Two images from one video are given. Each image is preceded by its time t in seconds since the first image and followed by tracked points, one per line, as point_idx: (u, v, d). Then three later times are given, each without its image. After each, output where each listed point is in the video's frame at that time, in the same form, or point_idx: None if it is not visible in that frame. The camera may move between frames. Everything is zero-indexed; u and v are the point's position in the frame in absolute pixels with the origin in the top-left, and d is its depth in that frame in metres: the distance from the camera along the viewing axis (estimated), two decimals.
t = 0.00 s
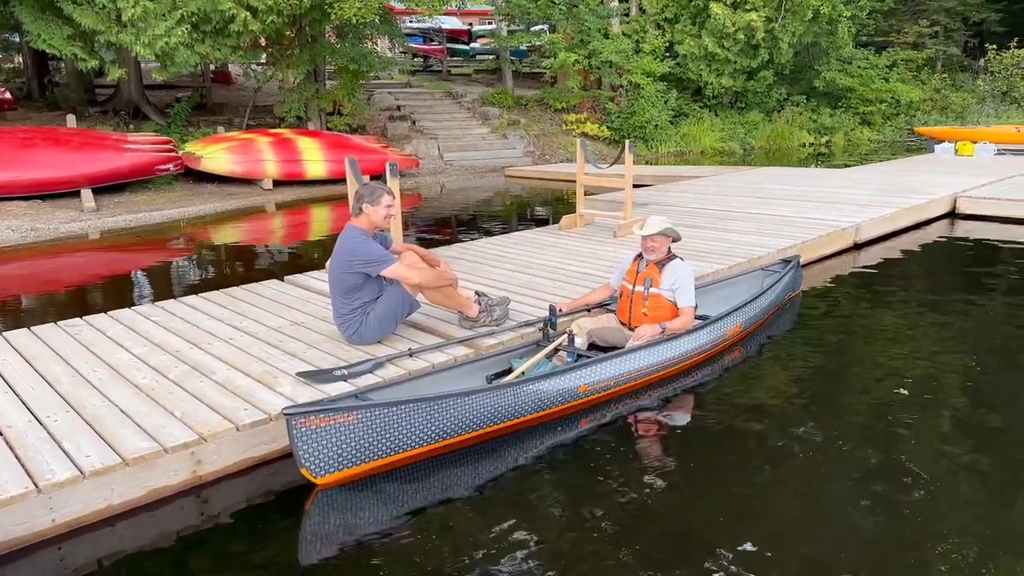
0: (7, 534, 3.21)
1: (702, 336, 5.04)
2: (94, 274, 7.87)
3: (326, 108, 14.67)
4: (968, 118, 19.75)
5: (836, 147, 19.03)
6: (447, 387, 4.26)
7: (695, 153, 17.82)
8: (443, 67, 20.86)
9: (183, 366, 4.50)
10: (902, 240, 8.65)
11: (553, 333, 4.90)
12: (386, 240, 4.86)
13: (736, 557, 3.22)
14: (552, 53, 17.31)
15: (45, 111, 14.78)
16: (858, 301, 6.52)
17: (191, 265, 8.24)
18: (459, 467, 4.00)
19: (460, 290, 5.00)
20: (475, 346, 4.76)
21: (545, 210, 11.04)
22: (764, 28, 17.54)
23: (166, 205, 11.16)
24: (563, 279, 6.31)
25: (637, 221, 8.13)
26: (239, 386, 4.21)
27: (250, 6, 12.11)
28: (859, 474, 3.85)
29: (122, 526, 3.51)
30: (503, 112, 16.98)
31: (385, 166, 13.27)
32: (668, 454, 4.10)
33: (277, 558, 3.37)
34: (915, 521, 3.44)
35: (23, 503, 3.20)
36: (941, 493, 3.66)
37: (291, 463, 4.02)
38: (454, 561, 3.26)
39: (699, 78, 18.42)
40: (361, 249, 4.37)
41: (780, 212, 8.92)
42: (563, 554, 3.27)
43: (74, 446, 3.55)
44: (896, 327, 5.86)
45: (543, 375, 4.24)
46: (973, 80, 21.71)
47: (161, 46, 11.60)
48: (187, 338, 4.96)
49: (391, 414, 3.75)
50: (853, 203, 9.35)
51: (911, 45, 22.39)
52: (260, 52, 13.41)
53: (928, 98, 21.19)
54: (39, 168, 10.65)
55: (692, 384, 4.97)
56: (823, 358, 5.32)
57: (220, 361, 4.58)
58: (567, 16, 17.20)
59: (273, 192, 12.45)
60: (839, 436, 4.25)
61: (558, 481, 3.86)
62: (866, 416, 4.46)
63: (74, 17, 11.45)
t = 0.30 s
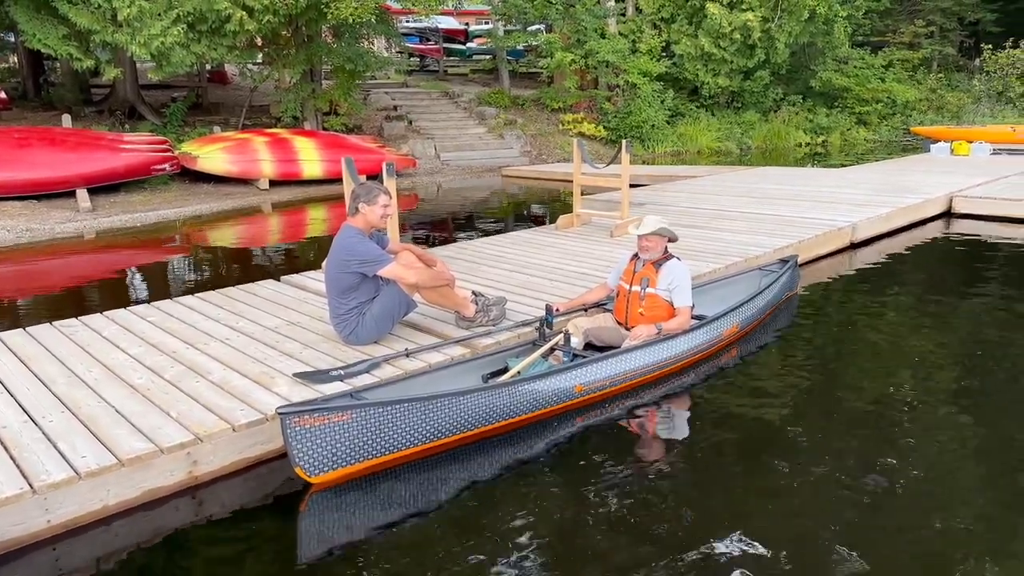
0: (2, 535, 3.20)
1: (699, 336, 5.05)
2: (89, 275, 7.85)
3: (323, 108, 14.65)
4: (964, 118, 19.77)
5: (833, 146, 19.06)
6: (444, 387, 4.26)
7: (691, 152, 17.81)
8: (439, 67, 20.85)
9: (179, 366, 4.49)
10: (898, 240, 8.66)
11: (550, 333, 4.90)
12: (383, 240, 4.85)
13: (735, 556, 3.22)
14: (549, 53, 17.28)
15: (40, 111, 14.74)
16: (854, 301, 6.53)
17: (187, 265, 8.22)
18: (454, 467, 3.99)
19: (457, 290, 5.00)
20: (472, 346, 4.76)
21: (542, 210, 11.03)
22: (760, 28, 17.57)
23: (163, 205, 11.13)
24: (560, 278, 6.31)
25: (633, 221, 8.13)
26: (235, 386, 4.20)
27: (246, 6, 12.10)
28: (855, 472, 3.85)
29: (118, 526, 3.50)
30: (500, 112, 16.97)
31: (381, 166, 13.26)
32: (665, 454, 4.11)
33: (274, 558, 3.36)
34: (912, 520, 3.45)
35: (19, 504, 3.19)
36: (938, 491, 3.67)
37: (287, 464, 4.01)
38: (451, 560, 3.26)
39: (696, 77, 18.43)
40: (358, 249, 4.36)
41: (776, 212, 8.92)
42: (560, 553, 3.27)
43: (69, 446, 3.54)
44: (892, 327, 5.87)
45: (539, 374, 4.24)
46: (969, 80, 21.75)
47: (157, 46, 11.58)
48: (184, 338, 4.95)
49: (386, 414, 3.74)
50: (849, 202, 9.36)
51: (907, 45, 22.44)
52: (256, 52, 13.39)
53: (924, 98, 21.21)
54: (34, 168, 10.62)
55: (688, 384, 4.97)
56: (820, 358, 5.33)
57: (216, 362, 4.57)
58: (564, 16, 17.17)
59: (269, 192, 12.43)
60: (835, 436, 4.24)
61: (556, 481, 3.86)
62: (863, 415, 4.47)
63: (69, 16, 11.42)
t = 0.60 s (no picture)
0: None
1: (696, 335, 5.04)
2: (86, 275, 7.83)
3: (319, 108, 14.63)
4: (960, 118, 19.80)
5: (829, 146, 19.10)
6: (440, 387, 4.25)
7: (688, 152, 17.83)
8: (436, 67, 20.85)
9: (176, 366, 4.48)
10: (895, 240, 8.67)
11: (547, 332, 4.89)
12: (380, 240, 4.85)
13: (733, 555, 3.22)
14: (546, 53, 17.26)
15: (36, 111, 14.71)
16: (851, 300, 6.53)
17: (184, 265, 8.21)
18: (450, 467, 3.99)
19: (454, 290, 4.99)
20: (470, 346, 4.75)
21: (539, 210, 11.02)
22: (756, 28, 17.59)
23: (159, 205, 11.11)
24: (558, 278, 6.31)
25: (630, 221, 8.13)
26: (232, 387, 4.19)
27: (242, 6, 12.07)
28: (852, 472, 3.85)
29: (114, 529, 3.48)
30: (497, 112, 16.97)
31: (378, 166, 13.25)
32: (662, 453, 4.10)
33: (271, 559, 3.35)
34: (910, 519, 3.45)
35: (15, 505, 3.18)
36: (935, 490, 3.67)
37: (285, 465, 3.99)
38: (448, 561, 3.25)
39: (693, 77, 18.46)
40: (355, 249, 4.35)
41: (774, 211, 8.93)
42: (557, 553, 3.26)
43: (66, 447, 3.52)
44: (889, 326, 5.87)
45: (534, 374, 4.23)
46: (965, 80, 21.80)
47: (153, 46, 11.55)
48: (181, 338, 4.94)
49: (381, 413, 3.73)
50: (846, 202, 9.37)
51: (903, 45, 22.48)
52: (253, 52, 13.37)
53: (921, 98, 21.25)
54: (30, 168, 10.59)
55: (685, 384, 4.97)
56: (818, 358, 5.33)
57: (214, 362, 4.56)
58: (561, 16, 17.08)
59: (266, 192, 12.41)
60: (831, 435, 4.24)
61: (553, 481, 3.85)
62: (860, 414, 4.47)
63: (65, 16, 11.34)
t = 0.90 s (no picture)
0: None
1: (692, 335, 5.04)
2: (82, 275, 7.82)
3: (317, 108, 14.62)
4: (956, 118, 19.84)
5: (826, 146, 19.14)
6: (437, 387, 4.25)
7: (685, 152, 17.86)
8: (434, 67, 20.85)
9: (173, 367, 4.47)
10: (892, 240, 8.68)
11: (544, 332, 4.89)
12: (377, 240, 4.84)
13: (729, 555, 3.22)
14: (543, 53, 17.25)
15: (32, 110, 14.67)
16: (848, 300, 6.54)
17: (181, 266, 8.20)
18: (446, 466, 3.99)
19: (452, 290, 4.99)
20: (468, 346, 4.75)
21: (537, 210, 11.02)
22: (754, 28, 17.59)
23: (156, 205, 11.09)
24: (555, 278, 6.31)
25: (628, 221, 8.13)
26: (229, 388, 4.18)
27: (239, 5, 12.05)
28: (849, 471, 3.86)
29: (112, 530, 3.48)
30: (494, 112, 16.97)
31: (376, 165, 13.24)
32: (658, 453, 4.10)
33: (267, 559, 3.35)
34: (907, 519, 3.45)
35: (12, 506, 3.17)
36: (932, 490, 3.67)
37: (282, 465, 3.99)
38: (445, 561, 3.25)
39: (690, 77, 18.47)
40: (352, 250, 4.34)
41: (771, 211, 8.94)
42: (554, 552, 3.26)
43: (63, 448, 3.52)
44: (886, 326, 5.88)
45: (531, 374, 4.23)
46: (961, 81, 21.84)
47: (150, 46, 11.53)
48: (178, 339, 4.93)
49: (376, 413, 3.73)
50: (843, 202, 9.38)
51: (900, 45, 22.51)
52: (250, 51, 13.35)
53: (917, 98, 21.28)
54: (26, 168, 10.57)
55: (682, 384, 4.97)
56: (815, 358, 5.33)
57: (211, 362, 4.55)
58: (559, 16, 17.03)
59: (263, 192, 12.40)
60: (829, 436, 4.24)
61: (550, 481, 3.85)
62: (857, 414, 4.47)
63: (61, 15, 11.31)
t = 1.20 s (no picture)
0: None
1: (691, 335, 5.05)
2: (80, 275, 7.81)
3: (315, 108, 14.61)
4: (954, 118, 19.85)
5: (824, 146, 19.16)
6: (436, 386, 4.25)
7: (684, 152, 17.90)
8: (432, 66, 20.83)
9: (172, 367, 4.47)
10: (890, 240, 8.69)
11: (542, 331, 4.89)
12: (376, 240, 4.84)
13: (727, 554, 3.22)
14: (541, 53, 17.24)
15: (30, 110, 14.64)
16: (847, 300, 6.54)
17: (179, 266, 8.19)
18: (444, 465, 3.99)
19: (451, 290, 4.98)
20: (467, 346, 4.76)
21: (535, 210, 11.00)
22: (752, 27, 17.58)
23: (154, 205, 11.07)
24: (554, 278, 6.30)
25: (627, 221, 8.13)
26: (228, 387, 4.18)
27: (237, 5, 12.04)
28: (847, 471, 3.86)
29: (111, 529, 3.48)
30: (492, 112, 16.97)
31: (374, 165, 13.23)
32: (657, 452, 4.10)
33: (265, 559, 3.34)
34: (904, 518, 3.45)
35: (10, 506, 3.17)
36: (929, 489, 3.68)
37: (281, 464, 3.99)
38: (444, 559, 3.25)
39: (688, 77, 18.47)
40: (351, 249, 4.34)
41: (770, 211, 8.95)
42: (553, 551, 3.26)
43: (62, 448, 3.52)
44: (885, 325, 5.88)
45: (529, 372, 4.23)
46: (959, 80, 21.86)
47: (148, 45, 11.51)
48: (177, 339, 4.93)
49: (374, 412, 3.73)
50: (842, 202, 9.38)
51: (898, 45, 22.52)
52: (248, 51, 13.34)
53: (915, 98, 21.31)
54: (24, 168, 10.55)
55: (680, 383, 4.97)
56: (813, 357, 5.33)
57: (210, 362, 4.55)
58: (557, 15, 17.05)
59: (262, 192, 12.38)
60: (827, 435, 4.24)
61: (549, 480, 3.85)
62: (856, 414, 4.48)
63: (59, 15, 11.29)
